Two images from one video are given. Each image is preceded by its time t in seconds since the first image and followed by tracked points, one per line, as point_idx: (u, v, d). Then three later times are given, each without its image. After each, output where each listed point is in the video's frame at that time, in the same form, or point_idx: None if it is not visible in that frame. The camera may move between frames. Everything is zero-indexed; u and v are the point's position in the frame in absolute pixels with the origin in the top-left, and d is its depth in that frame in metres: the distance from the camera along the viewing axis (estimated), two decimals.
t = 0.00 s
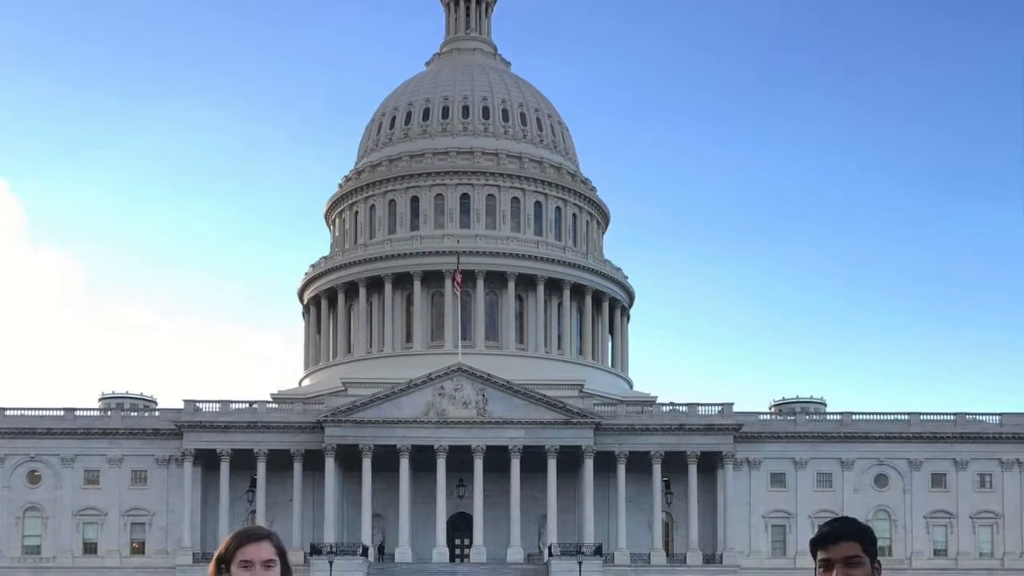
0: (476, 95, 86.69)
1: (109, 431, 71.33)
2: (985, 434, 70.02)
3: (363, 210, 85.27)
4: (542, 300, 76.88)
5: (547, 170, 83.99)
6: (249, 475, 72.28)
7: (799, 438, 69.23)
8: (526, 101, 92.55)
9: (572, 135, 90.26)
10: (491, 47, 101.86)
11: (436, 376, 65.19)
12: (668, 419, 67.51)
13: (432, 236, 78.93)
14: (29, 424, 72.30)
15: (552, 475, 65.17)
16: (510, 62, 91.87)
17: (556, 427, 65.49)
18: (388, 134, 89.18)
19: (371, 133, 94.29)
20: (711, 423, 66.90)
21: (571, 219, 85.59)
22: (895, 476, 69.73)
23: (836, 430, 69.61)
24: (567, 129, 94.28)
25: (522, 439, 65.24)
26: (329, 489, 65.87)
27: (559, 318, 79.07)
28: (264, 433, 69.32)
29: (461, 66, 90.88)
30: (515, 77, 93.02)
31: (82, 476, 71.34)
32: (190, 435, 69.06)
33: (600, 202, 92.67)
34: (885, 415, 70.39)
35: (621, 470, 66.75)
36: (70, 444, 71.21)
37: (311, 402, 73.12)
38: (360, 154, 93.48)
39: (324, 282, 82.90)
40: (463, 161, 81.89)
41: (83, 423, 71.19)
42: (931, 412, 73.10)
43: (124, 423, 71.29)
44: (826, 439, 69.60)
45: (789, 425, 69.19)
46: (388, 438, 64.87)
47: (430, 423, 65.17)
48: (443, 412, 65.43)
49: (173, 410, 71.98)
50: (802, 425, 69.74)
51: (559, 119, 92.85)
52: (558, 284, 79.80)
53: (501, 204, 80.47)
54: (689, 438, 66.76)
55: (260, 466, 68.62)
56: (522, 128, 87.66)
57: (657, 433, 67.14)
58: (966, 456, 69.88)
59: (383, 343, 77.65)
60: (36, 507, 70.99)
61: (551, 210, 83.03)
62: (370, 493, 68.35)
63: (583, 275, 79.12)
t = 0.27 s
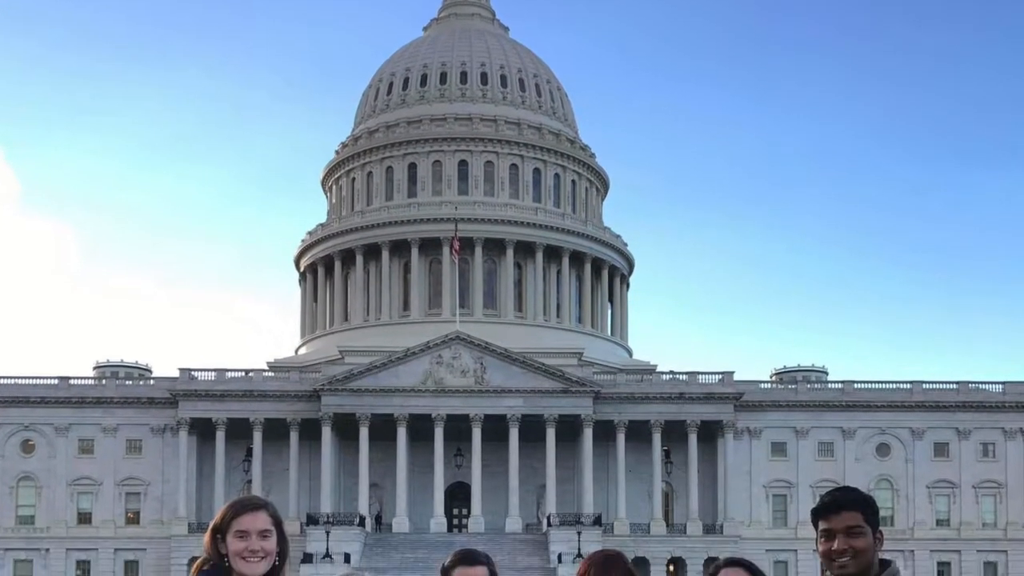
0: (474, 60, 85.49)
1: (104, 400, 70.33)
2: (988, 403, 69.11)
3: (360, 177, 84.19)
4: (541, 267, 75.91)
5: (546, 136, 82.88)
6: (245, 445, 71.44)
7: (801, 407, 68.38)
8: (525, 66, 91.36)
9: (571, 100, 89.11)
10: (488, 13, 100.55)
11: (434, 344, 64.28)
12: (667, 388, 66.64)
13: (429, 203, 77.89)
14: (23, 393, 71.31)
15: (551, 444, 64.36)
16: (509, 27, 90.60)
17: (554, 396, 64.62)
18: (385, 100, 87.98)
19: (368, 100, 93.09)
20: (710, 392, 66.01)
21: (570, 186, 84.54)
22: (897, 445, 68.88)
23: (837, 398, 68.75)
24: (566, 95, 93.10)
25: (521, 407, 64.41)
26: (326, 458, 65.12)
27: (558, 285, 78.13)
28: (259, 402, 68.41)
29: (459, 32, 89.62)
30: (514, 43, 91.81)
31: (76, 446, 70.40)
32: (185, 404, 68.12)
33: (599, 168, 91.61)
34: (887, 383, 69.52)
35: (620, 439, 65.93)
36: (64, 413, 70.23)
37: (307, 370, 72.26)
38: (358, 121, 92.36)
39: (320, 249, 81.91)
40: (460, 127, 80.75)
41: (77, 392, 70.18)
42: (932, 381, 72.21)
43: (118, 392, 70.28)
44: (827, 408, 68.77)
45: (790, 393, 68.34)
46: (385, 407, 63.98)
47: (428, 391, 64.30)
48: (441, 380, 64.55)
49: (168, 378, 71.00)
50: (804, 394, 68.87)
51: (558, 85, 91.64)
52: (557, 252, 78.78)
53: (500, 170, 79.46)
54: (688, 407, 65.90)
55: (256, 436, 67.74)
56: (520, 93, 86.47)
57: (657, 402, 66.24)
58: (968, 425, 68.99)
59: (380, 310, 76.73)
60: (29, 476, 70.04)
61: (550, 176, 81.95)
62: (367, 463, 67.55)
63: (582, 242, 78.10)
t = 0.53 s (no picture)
0: (472, 25, 84.31)
1: (98, 368, 69.43)
2: (991, 370, 68.30)
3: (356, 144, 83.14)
4: (540, 234, 74.96)
5: (544, 102, 81.77)
6: (241, 413, 70.70)
7: (802, 375, 67.57)
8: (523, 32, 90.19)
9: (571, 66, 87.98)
10: None
11: (432, 312, 63.40)
12: (667, 355, 65.79)
13: (427, 169, 76.87)
14: (17, 361, 70.44)
15: (550, 412, 63.57)
16: None
17: (553, 364, 63.79)
18: (382, 66, 86.83)
19: (365, 66, 91.98)
20: (711, 360, 65.16)
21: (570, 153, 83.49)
22: (899, 413, 68.08)
23: (839, 366, 67.93)
24: (565, 61, 91.97)
25: (519, 375, 63.59)
26: (322, 426, 64.34)
27: (557, 252, 77.18)
28: (255, 370, 67.53)
29: None
30: (512, 9, 90.63)
31: (71, 414, 69.54)
32: (180, 372, 67.23)
33: (598, 135, 90.58)
34: (889, 351, 68.69)
35: (620, 407, 65.17)
36: (59, 381, 69.31)
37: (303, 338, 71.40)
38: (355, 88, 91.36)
39: (316, 216, 80.93)
40: (458, 93, 79.65)
41: (70, 360, 69.27)
42: (934, 349, 71.38)
43: (113, 359, 69.38)
44: (828, 376, 67.98)
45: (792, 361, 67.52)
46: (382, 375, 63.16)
47: (425, 359, 63.46)
48: (438, 348, 63.71)
49: (163, 346, 70.11)
50: (805, 362, 68.04)
51: (557, 50, 90.49)
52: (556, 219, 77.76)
53: (498, 136, 78.43)
54: (688, 375, 65.06)
55: (252, 404, 66.90)
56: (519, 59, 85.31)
57: (657, 370, 65.40)
58: (971, 393, 68.21)
59: (377, 278, 75.83)
60: (23, 445, 69.21)
61: (548, 142, 80.89)
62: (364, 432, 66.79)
63: (582, 208, 77.17)
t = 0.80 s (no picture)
0: None
1: (92, 336, 68.54)
2: (994, 338, 67.50)
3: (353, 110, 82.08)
4: (538, 199, 73.99)
5: (543, 66, 80.65)
6: (237, 381, 69.94)
7: (804, 342, 66.77)
8: None
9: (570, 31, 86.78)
10: None
11: (429, 279, 62.52)
12: (667, 323, 64.93)
13: (424, 135, 75.85)
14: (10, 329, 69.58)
15: (548, 379, 62.79)
16: None
17: (551, 331, 62.93)
18: (380, 30, 85.62)
19: (363, 30, 90.77)
20: (712, 328, 64.30)
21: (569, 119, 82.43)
22: (900, 381, 67.35)
23: (840, 334, 67.13)
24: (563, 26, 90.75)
25: (517, 343, 62.77)
26: (318, 395, 63.54)
27: (556, 218, 76.22)
28: (250, 338, 66.63)
29: None
30: None
31: (65, 382, 68.73)
32: (175, 339, 66.33)
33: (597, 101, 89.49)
34: (892, 319, 67.85)
35: (619, 375, 64.41)
36: (53, 349, 68.47)
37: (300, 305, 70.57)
38: (352, 52, 90.14)
39: (313, 182, 79.95)
40: (456, 58, 78.54)
41: (64, 328, 68.39)
42: (936, 316, 70.52)
43: (107, 327, 68.47)
44: (829, 344, 67.20)
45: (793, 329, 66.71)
46: (379, 343, 62.35)
47: (422, 327, 62.59)
48: (436, 316, 62.83)
49: (158, 314, 69.22)
50: (807, 329, 67.25)
51: (556, 15, 89.26)
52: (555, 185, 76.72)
53: (496, 102, 77.43)
54: (688, 342, 64.24)
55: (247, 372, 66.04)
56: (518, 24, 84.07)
57: (657, 338, 64.57)
58: (974, 361, 67.42)
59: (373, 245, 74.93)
60: (17, 414, 68.50)
61: (547, 108, 79.83)
62: (361, 400, 66.00)
63: (582, 174, 76.15)
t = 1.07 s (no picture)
0: None
1: (86, 303, 67.68)
2: (997, 305, 66.75)
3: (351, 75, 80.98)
4: (537, 165, 73.04)
5: (542, 31, 79.53)
6: (233, 349, 69.21)
7: (806, 310, 66.00)
8: None
9: None
10: None
11: (427, 245, 61.70)
12: (667, 290, 64.14)
13: (422, 100, 74.85)
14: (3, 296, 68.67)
15: (547, 346, 62.08)
16: None
17: (550, 298, 62.16)
18: None
19: None
20: (712, 295, 63.51)
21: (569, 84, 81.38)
22: (902, 349, 66.61)
23: (842, 301, 66.34)
24: None
25: (516, 310, 62.02)
26: (315, 362, 62.80)
27: (555, 184, 75.32)
28: (246, 305, 65.80)
29: None
30: None
31: (59, 349, 67.86)
32: (170, 307, 65.52)
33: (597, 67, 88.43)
34: (894, 286, 67.03)
35: (619, 342, 63.63)
36: (46, 316, 67.53)
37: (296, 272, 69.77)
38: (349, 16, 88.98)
39: (310, 148, 79.00)
40: (454, 22, 77.41)
41: (57, 295, 67.51)
42: (938, 283, 69.72)
43: (101, 294, 67.59)
44: (831, 311, 66.42)
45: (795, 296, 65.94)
46: (377, 310, 61.57)
47: (420, 294, 61.82)
48: (434, 283, 62.05)
49: (153, 281, 68.34)
50: (808, 297, 66.47)
51: None
52: (554, 150, 75.74)
53: (495, 67, 76.37)
54: (689, 310, 63.46)
55: (243, 340, 65.24)
56: None
57: (657, 305, 63.80)
58: (977, 328, 66.69)
59: (371, 211, 74.06)
60: (10, 382, 67.69)
61: (546, 73, 78.76)
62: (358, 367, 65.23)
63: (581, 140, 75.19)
